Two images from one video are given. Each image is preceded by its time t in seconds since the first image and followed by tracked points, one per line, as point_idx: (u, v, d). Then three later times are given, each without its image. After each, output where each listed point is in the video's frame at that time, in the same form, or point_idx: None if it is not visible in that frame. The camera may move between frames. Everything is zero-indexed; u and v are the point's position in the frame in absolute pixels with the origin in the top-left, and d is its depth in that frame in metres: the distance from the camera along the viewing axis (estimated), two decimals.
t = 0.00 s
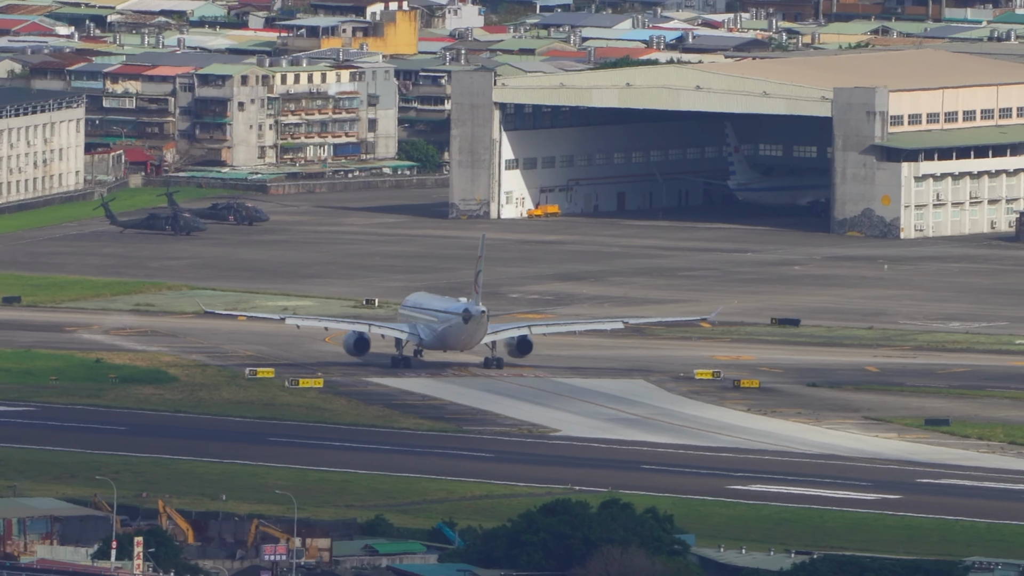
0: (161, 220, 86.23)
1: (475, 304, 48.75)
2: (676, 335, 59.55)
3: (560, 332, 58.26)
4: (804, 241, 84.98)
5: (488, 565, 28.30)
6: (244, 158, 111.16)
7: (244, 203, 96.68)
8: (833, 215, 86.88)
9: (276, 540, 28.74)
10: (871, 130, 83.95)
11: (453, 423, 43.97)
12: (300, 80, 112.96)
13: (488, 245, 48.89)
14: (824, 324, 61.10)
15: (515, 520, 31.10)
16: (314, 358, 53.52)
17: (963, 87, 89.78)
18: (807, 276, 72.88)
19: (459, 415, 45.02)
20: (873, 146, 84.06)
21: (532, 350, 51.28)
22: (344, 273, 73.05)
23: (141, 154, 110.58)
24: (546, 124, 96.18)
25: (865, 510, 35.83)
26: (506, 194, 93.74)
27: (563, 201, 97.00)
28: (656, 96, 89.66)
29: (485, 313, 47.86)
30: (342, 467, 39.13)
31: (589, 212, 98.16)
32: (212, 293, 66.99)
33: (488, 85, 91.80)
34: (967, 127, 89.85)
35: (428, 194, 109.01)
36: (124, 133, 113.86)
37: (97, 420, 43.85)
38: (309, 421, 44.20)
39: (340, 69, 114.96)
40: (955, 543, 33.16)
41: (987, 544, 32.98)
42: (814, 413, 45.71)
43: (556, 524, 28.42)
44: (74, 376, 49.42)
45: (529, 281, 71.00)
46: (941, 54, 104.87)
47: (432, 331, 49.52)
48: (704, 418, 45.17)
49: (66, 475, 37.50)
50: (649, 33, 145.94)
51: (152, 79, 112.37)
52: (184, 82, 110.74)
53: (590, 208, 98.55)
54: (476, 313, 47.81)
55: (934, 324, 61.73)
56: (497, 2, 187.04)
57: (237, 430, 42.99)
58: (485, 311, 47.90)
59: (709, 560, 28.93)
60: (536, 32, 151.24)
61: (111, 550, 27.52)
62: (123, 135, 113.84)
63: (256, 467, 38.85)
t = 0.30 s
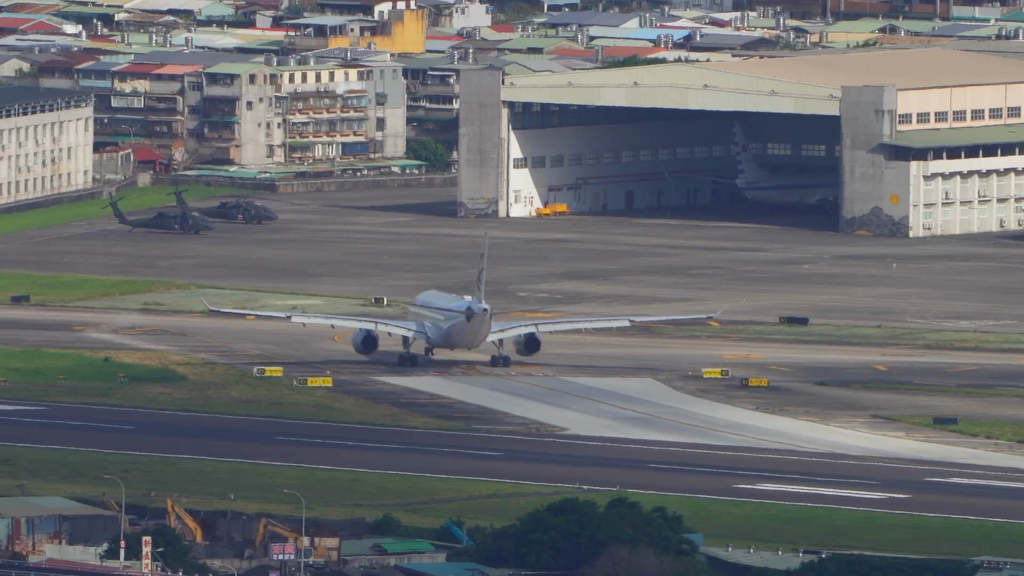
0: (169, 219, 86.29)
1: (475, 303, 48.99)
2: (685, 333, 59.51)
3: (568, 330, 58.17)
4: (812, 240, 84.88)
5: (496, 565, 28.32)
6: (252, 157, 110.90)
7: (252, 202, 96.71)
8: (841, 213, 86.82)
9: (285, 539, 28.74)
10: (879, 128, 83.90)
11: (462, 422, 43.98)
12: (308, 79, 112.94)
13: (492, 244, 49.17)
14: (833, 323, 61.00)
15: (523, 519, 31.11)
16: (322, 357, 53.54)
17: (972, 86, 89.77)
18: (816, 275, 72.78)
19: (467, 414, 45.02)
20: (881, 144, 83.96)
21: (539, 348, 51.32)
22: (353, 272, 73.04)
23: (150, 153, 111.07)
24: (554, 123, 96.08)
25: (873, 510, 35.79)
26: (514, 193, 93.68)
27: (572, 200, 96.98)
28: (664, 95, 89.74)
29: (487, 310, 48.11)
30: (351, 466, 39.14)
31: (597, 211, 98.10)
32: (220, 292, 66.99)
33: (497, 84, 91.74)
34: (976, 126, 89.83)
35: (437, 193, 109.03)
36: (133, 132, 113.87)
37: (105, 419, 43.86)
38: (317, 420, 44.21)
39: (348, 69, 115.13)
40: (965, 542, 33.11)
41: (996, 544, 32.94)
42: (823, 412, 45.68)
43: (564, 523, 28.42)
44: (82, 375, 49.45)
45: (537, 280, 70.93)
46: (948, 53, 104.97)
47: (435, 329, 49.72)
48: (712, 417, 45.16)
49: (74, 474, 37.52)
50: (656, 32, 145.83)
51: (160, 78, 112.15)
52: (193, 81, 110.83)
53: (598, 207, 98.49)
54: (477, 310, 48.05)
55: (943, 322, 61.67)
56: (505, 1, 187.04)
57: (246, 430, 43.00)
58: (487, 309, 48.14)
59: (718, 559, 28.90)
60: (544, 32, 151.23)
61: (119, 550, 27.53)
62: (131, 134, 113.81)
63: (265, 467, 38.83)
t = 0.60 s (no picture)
0: (175, 217, 86.47)
1: (474, 300, 48.80)
2: (690, 332, 59.56)
3: (573, 330, 58.15)
4: (817, 239, 84.88)
5: (502, 564, 28.39)
6: (258, 155, 111.47)
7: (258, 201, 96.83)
8: (847, 212, 86.84)
9: (291, 537, 28.83)
10: (885, 127, 83.89)
11: (468, 421, 44.03)
12: (314, 77, 112.94)
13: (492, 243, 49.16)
14: (839, 323, 60.96)
15: (530, 518, 31.14)
16: (328, 356, 53.60)
17: (978, 85, 89.72)
18: (822, 274, 72.73)
19: (473, 413, 45.08)
20: (887, 143, 83.92)
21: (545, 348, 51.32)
22: (358, 271, 73.10)
23: (155, 151, 110.42)
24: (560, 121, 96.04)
25: (879, 509, 35.80)
26: (520, 192, 93.74)
27: (577, 198, 97.03)
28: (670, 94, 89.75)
29: (486, 307, 47.95)
30: (356, 465, 39.22)
31: (603, 210, 98.16)
32: (226, 291, 67.06)
33: (503, 82, 91.76)
34: (982, 124, 89.79)
35: (443, 191, 109.11)
36: (139, 130, 113.86)
37: (111, 418, 43.95)
38: (323, 419, 44.30)
39: (354, 66, 114.93)
40: (971, 541, 33.11)
41: (1002, 542, 32.95)
42: (828, 411, 45.71)
43: (570, 521, 28.44)
44: (88, 374, 49.56)
45: (543, 279, 70.90)
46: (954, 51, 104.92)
47: (439, 328, 49.64)
48: (717, 416, 45.17)
49: (80, 473, 37.60)
50: (662, 30, 145.81)
51: (166, 75, 112.15)
52: (198, 79, 111.06)
53: (604, 205, 98.52)
54: (477, 309, 47.88)
55: (948, 322, 61.67)
56: None
57: (252, 428, 43.09)
58: (487, 307, 47.99)
59: (723, 558, 28.90)
60: (550, 30, 151.27)
61: (126, 549, 27.59)
62: (137, 132, 113.81)
63: (271, 466, 38.83)
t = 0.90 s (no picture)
0: (180, 215, 86.39)
1: (475, 296, 48.49)
2: (696, 329, 59.46)
3: (578, 326, 58.14)
4: (823, 236, 84.76)
5: (507, 562, 28.36)
6: (262, 153, 111.22)
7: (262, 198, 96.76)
8: (852, 210, 86.71)
9: (295, 535, 28.72)
10: (890, 125, 83.72)
11: (473, 418, 43.96)
12: (317, 75, 112.86)
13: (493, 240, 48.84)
14: (843, 319, 60.93)
15: (534, 515, 31.07)
16: (333, 353, 53.54)
17: (982, 82, 89.56)
18: (827, 271, 72.70)
19: (478, 410, 45.01)
20: (892, 141, 83.77)
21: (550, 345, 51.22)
22: (363, 268, 73.03)
23: (159, 149, 110.62)
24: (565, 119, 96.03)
25: (885, 506, 35.71)
26: (525, 189, 93.59)
27: (582, 196, 96.93)
28: (675, 91, 89.55)
29: (485, 304, 47.62)
30: (360, 462, 39.15)
31: (607, 207, 98.04)
32: (231, 288, 66.98)
33: (506, 81, 91.52)
34: (987, 122, 89.63)
35: (448, 189, 109.06)
36: (143, 128, 113.66)
37: (116, 416, 43.89)
38: (328, 416, 44.23)
39: (357, 65, 114.85)
40: (977, 538, 33.02)
41: (1007, 540, 32.88)
42: (833, 408, 45.62)
43: (574, 518, 28.37)
44: (93, 371, 49.50)
45: (548, 276, 70.87)
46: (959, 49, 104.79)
47: (444, 324, 49.52)
48: (723, 413, 45.07)
49: (84, 470, 37.55)
50: (667, 28, 145.68)
51: (169, 74, 112.64)
52: (202, 78, 110.87)
53: (609, 203, 98.42)
54: (475, 305, 47.59)
55: (954, 319, 61.56)
56: None
57: (256, 426, 43.00)
58: (485, 304, 47.66)
59: (727, 555, 28.84)
60: (554, 28, 151.13)
61: (129, 547, 27.50)
62: (141, 130, 113.52)
63: (276, 463, 38.83)
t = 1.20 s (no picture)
0: (181, 213, 86.27)
1: (472, 294, 48.54)
2: (698, 327, 59.50)
3: (580, 325, 58.19)
4: (825, 235, 84.77)
5: (509, 560, 28.39)
6: (264, 152, 110.82)
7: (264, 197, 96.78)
8: (854, 209, 86.64)
9: (296, 533, 28.74)
10: (891, 124, 83.67)
11: (474, 417, 44.00)
12: (320, 73, 112.90)
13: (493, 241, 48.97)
14: (845, 318, 60.91)
15: (535, 514, 31.09)
16: (334, 352, 53.58)
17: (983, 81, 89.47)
18: (828, 270, 72.68)
19: (479, 409, 45.03)
20: (893, 140, 83.75)
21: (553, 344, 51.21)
22: (365, 267, 73.07)
23: (162, 147, 110.57)
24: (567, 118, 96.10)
25: (885, 505, 35.72)
26: (527, 188, 93.64)
27: (583, 195, 96.99)
28: (676, 91, 89.19)
29: (479, 302, 47.67)
30: (362, 461, 39.19)
31: (609, 206, 98.07)
32: (232, 287, 67.03)
33: (509, 79, 91.54)
34: (988, 121, 89.59)
35: (450, 188, 109.15)
36: (145, 127, 113.91)
37: (117, 414, 43.94)
38: (330, 415, 44.28)
39: (360, 64, 114.69)
40: (977, 537, 33.03)
41: (1008, 539, 32.89)
42: (834, 407, 45.65)
43: (575, 518, 28.37)
44: (94, 370, 49.49)
45: (550, 276, 70.84)
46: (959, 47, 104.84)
47: (444, 323, 49.59)
48: (725, 412, 45.07)
49: (85, 469, 37.58)
50: (669, 27, 145.61)
51: (172, 72, 113.06)
52: (204, 76, 110.73)
53: (611, 202, 98.43)
54: (469, 303, 47.65)
55: (955, 318, 61.58)
56: None
57: (257, 425, 43.04)
58: (480, 301, 47.71)
59: (729, 555, 28.82)
60: (556, 27, 151.11)
61: (129, 545, 27.57)
62: (143, 129, 113.85)
63: (277, 462, 38.81)
